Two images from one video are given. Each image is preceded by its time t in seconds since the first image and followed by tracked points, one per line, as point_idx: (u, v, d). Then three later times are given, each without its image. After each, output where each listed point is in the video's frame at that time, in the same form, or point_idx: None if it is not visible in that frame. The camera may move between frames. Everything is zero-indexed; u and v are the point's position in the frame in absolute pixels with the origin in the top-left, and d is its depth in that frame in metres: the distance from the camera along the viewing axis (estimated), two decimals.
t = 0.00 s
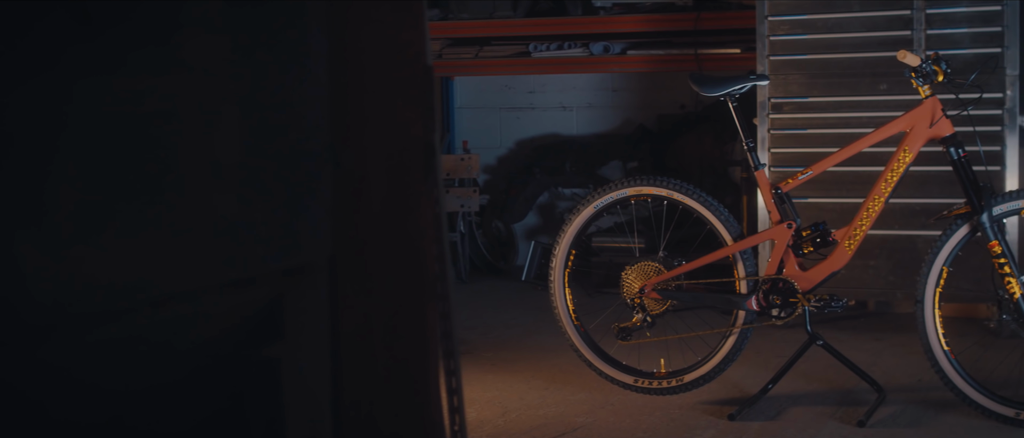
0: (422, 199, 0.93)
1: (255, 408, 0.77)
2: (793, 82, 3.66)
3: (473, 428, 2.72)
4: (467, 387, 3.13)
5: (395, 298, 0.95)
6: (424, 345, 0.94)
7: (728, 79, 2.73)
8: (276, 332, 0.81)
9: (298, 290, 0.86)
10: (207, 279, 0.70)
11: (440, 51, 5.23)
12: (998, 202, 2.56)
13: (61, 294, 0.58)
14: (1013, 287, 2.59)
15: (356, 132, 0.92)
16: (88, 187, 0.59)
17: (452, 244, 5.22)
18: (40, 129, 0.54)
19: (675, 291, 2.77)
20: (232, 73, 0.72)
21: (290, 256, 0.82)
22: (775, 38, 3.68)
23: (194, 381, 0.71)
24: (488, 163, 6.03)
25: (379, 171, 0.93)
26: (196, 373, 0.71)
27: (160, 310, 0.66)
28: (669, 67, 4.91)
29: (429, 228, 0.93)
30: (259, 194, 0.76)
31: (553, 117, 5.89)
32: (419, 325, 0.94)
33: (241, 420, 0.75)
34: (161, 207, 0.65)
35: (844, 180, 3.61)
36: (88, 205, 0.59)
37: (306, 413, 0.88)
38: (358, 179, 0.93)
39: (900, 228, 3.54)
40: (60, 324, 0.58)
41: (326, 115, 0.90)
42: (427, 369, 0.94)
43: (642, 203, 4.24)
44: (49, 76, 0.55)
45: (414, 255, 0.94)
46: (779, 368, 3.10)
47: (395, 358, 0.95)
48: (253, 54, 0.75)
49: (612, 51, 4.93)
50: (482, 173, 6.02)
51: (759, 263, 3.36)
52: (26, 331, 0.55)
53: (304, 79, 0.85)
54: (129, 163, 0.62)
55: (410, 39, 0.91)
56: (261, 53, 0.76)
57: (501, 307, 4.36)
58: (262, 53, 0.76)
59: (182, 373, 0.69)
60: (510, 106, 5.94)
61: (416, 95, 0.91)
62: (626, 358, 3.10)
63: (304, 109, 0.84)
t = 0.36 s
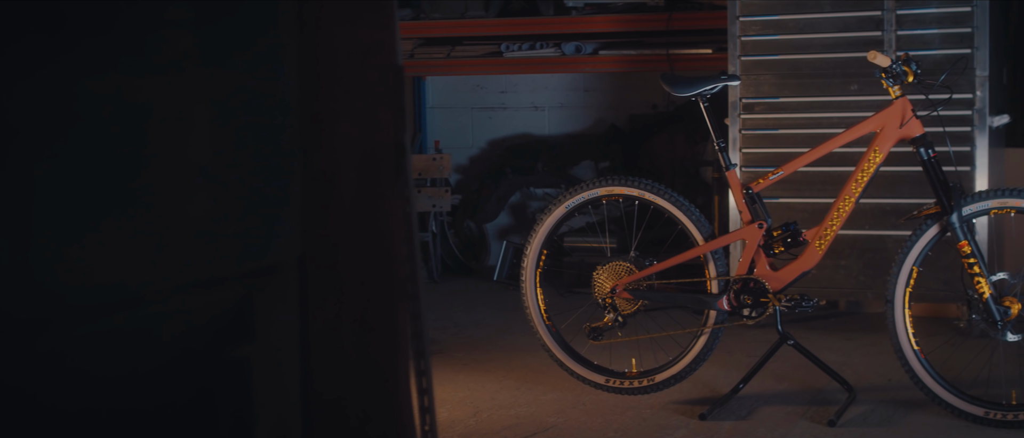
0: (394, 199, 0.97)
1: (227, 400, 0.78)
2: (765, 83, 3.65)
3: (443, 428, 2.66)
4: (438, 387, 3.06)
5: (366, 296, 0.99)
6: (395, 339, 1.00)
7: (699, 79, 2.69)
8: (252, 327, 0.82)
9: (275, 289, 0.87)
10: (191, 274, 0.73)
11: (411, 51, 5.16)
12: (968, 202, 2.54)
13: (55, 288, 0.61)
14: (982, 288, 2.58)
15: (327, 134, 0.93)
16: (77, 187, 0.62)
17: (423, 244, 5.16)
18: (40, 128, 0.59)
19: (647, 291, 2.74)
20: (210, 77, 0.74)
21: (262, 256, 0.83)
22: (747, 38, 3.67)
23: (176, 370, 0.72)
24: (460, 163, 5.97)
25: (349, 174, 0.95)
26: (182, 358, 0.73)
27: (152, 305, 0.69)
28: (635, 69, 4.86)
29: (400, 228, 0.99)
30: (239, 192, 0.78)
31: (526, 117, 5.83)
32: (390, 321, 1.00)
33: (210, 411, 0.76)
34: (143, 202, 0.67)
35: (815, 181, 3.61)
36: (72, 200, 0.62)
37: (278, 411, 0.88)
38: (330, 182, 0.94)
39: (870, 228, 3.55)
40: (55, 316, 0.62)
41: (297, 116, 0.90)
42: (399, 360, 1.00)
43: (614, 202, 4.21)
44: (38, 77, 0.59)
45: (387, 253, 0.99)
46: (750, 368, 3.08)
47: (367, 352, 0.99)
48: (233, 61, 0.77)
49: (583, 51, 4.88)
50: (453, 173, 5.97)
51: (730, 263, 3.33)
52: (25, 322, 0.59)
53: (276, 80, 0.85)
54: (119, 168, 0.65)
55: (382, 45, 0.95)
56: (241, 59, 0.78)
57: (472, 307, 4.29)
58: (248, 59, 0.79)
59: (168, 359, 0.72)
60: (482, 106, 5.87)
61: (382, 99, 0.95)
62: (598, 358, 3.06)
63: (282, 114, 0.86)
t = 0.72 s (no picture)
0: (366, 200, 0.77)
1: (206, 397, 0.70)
2: (739, 83, 3.64)
3: (416, 428, 2.61)
4: (411, 387, 3.01)
5: (336, 317, 0.80)
6: (367, 374, 0.80)
7: (672, 79, 2.65)
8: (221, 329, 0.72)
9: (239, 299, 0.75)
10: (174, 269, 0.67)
11: (385, 51, 5.09)
12: (940, 202, 2.52)
13: (48, 281, 0.57)
14: (953, 287, 2.55)
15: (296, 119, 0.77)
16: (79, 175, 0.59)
17: (396, 244, 5.10)
18: (37, 117, 0.56)
19: (620, 290, 2.70)
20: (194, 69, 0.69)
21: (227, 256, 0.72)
22: (720, 38, 3.66)
23: (148, 365, 0.64)
24: (433, 163, 5.90)
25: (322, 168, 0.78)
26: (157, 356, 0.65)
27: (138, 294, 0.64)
28: (608, 69, 4.82)
29: (374, 228, 0.78)
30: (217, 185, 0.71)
31: (499, 117, 5.78)
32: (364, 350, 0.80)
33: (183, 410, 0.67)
34: (121, 196, 0.62)
35: (788, 181, 3.60)
36: (64, 191, 0.58)
37: None
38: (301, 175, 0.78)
39: (843, 228, 3.54)
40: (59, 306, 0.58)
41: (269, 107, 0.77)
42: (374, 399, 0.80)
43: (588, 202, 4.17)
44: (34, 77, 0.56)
45: (361, 267, 0.79)
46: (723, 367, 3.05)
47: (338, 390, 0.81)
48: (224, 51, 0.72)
49: (557, 50, 4.83)
50: (427, 173, 5.91)
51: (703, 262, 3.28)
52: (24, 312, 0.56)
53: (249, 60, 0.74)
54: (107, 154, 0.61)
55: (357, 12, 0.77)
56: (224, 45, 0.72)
57: (445, 307, 4.23)
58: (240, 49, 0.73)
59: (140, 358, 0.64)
60: (456, 106, 5.81)
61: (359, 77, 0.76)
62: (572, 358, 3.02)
63: (255, 97, 0.75)
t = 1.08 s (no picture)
0: (336, 197, 1.13)
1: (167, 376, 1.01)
2: (712, 83, 3.63)
3: (389, 427, 2.57)
4: (383, 387, 2.95)
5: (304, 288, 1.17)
6: (336, 323, 1.17)
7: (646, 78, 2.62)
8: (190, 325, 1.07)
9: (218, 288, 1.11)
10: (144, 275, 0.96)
11: (358, 51, 5.03)
12: (912, 202, 2.50)
13: (57, 297, 0.85)
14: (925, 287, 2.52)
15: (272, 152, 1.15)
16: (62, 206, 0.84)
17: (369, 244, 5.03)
18: (36, 138, 0.81)
19: (594, 290, 2.67)
20: (158, 125, 0.96)
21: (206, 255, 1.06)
22: (693, 39, 3.64)
23: (120, 355, 0.96)
24: (407, 163, 5.83)
25: (293, 185, 1.15)
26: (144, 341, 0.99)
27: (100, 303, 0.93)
28: (584, 69, 4.75)
29: (344, 223, 1.14)
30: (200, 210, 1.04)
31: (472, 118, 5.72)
32: (332, 307, 1.16)
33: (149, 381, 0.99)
34: (105, 232, 0.90)
35: (759, 181, 3.58)
36: (61, 193, 0.84)
37: (221, 386, 1.14)
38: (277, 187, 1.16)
39: (815, 228, 3.53)
40: (47, 305, 0.84)
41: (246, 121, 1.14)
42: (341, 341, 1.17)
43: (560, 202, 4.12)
44: (36, 73, 0.80)
45: (331, 248, 1.16)
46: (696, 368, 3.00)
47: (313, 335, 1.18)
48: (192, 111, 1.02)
49: (530, 51, 4.76)
50: (401, 172, 5.84)
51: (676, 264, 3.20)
52: (21, 313, 0.81)
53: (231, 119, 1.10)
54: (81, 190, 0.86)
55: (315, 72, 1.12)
56: (190, 101, 1.02)
57: (418, 307, 4.16)
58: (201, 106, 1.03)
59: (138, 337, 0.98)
60: (430, 105, 5.74)
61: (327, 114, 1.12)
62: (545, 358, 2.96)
63: (227, 129, 1.09)
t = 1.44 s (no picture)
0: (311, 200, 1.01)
1: (140, 368, 0.95)
2: (685, 84, 3.53)
3: (362, 428, 2.52)
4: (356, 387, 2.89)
5: (274, 295, 1.05)
6: (305, 338, 1.04)
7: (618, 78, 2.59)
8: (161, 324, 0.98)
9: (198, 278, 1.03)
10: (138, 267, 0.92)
11: (332, 50, 4.95)
12: (884, 202, 2.49)
13: (42, 279, 0.82)
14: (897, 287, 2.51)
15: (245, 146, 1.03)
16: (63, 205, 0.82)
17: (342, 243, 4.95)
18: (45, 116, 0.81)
19: (566, 290, 2.63)
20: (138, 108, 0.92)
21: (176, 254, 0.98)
22: (666, 39, 3.55)
23: (102, 342, 0.91)
24: (380, 162, 5.75)
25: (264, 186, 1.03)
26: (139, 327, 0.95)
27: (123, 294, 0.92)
28: (557, 69, 4.71)
29: (314, 218, 1.01)
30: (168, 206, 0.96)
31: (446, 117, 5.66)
32: (296, 319, 1.04)
33: (121, 370, 0.92)
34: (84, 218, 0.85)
35: (732, 181, 3.46)
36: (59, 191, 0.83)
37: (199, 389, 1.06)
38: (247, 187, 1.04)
39: (788, 228, 3.43)
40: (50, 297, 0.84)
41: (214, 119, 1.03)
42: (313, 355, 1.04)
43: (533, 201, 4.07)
44: (40, 73, 0.80)
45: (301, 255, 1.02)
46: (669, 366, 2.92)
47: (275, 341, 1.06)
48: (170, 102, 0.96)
49: (504, 51, 4.72)
50: (374, 172, 5.76)
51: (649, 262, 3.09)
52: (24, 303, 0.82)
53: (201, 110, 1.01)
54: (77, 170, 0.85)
55: (297, 61, 0.99)
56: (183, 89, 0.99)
57: (389, 307, 4.07)
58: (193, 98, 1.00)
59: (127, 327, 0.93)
60: (403, 105, 5.67)
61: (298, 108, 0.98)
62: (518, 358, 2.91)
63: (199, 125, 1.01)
